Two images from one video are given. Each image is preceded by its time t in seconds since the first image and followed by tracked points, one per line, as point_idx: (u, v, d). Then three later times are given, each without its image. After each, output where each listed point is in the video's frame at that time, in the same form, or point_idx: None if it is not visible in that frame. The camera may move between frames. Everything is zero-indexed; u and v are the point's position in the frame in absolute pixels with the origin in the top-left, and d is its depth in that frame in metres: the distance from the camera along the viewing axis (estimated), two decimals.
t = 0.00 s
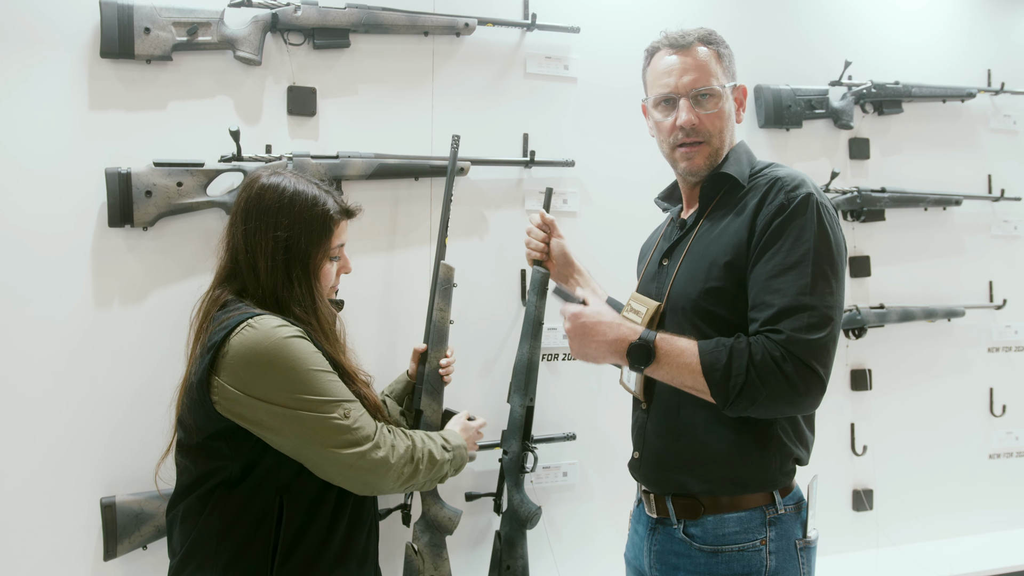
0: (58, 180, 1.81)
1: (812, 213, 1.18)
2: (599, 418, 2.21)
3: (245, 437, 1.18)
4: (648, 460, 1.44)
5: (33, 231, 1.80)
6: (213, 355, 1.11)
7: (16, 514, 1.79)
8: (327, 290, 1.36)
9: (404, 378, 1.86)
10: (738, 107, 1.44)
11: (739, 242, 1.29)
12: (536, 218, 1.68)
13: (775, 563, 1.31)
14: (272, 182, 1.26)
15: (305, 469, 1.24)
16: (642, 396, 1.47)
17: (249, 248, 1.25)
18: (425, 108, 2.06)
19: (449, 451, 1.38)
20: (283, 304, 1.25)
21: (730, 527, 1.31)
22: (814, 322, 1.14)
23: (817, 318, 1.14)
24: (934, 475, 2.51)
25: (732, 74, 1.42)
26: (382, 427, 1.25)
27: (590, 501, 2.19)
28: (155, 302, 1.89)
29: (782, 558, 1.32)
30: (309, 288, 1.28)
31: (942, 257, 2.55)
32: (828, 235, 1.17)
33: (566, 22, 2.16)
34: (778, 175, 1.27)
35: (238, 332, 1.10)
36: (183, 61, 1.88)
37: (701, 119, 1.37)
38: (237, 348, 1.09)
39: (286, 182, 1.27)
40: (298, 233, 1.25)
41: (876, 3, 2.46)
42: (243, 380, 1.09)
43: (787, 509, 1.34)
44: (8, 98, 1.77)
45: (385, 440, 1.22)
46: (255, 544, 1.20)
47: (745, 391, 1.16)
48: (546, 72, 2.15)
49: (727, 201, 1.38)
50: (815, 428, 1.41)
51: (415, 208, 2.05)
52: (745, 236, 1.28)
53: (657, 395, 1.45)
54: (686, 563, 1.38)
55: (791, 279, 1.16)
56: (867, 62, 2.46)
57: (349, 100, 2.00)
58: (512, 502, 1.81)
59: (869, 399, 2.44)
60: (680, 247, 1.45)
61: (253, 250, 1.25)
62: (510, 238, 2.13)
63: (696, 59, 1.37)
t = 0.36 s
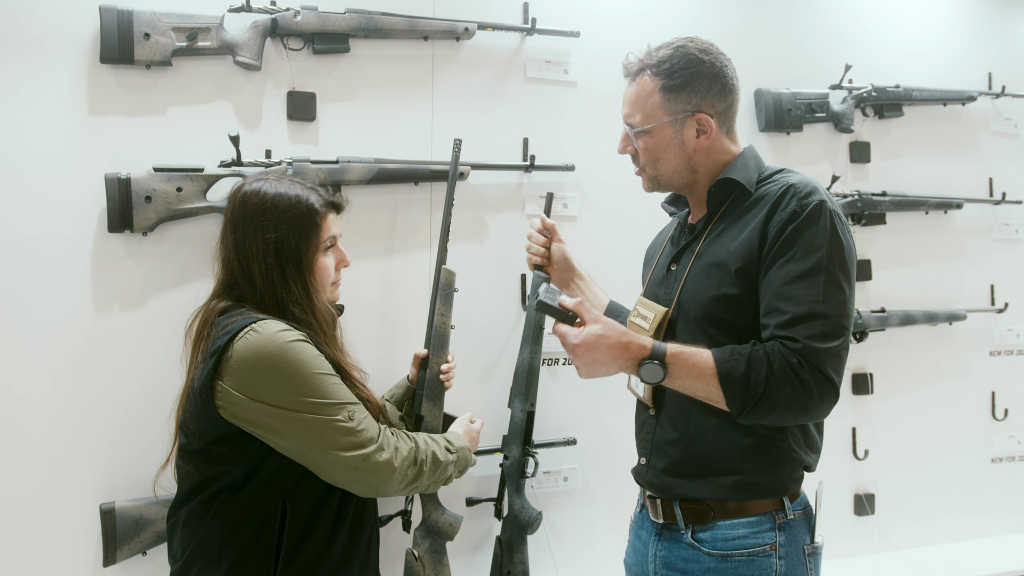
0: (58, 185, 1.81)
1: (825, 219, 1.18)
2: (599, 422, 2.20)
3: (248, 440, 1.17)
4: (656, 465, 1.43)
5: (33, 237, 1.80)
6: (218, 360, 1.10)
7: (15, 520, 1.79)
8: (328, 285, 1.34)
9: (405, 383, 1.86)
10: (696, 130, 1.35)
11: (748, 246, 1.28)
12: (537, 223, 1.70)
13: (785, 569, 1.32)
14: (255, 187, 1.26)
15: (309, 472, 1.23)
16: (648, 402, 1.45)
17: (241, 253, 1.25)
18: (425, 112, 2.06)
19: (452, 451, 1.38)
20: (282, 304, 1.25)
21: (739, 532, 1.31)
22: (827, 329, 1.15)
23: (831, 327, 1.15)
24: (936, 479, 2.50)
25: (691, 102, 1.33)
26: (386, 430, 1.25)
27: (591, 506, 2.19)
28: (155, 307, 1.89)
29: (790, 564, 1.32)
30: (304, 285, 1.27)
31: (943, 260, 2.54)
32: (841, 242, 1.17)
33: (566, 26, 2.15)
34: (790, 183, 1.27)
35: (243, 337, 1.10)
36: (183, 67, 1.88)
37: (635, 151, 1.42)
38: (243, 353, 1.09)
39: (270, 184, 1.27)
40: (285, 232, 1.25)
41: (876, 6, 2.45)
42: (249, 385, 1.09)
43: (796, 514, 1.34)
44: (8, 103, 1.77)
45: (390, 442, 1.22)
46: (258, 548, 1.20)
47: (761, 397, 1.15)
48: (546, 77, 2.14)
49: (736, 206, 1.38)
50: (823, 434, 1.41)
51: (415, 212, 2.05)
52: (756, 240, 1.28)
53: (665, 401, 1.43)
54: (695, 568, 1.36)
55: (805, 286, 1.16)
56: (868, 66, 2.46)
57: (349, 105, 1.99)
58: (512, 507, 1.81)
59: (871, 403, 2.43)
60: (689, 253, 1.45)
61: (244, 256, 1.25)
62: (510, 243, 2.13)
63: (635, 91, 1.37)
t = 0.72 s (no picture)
0: (56, 189, 1.81)
1: (821, 223, 1.18)
2: (598, 427, 2.20)
3: (246, 445, 1.17)
4: (659, 470, 1.42)
5: (31, 240, 1.80)
6: (217, 362, 1.10)
7: (13, 524, 1.78)
8: (320, 280, 1.34)
9: (401, 388, 1.85)
10: (727, 115, 1.36)
11: (746, 250, 1.28)
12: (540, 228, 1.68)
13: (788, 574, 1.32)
14: (242, 192, 1.27)
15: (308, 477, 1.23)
16: (651, 408, 1.45)
17: (230, 256, 1.26)
18: (424, 116, 2.06)
19: (447, 458, 1.37)
20: (275, 303, 1.25)
21: (741, 537, 1.31)
22: (816, 334, 1.14)
23: (821, 331, 1.14)
24: (935, 483, 2.50)
25: (718, 88, 1.34)
26: (383, 436, 1.25)
27: (590, 510, 2.18)
28: (154, 311, 1.89)
29: (794, 569, 1.33)
30: (292, 282, 1.27)
31: (942, 264, 2.54)
32: (836, 247, 1.17)
33: (565, 31, 2.16)
34: (788, 188, 1.27)
35: (242, 340, 1.10)
36: (182, 71, 1.88)
37: (674, 147, 1.35)
38: (242, 355, 1.09)
39: (253, 187, 1.28)
40: (270, 231, 1.25)
41: (875, 10, 2.46)
42: (247, 388, 1.09)
43: (799, 519, 1.34)
44: (7, 107, 1.77)
45: (386, 450, 1.21)
46: (254, 552, 1.19)
47: (747, 398, 1.15)
48: (545, 81, 2.14)
49: (735, 211, 1.37)
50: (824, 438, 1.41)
51: (413, 217, 2.05)
52: (754, 244, 1.28)
53: (667, 406, 1.43)
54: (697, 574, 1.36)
55: (797, 289, 1.16)
56: (867, 70, 2.46)
57: (347, 109, 2.00)
58: (512, 512, 1.81)
59: (869, 407, 2.43)
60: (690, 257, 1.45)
61: (234, 259, 1.25)
62: (509, 247, 2.13)
63: (664, 86, 1.33)
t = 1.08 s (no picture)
0: (54, 185, 1.81)
1: (816, 216, 1.19)
2: (597, 423, 2.20)
3: (245, 441, 1.17)
4: (662, 463, 1.40)
5: (28, 237, 1.80)
6: (216, 359, 1.10)
7: (12, 521, 1.78)
8: (314, 275, 1.33)
9: (401, 385, 1.85)
10: (721, 125, 1.35)
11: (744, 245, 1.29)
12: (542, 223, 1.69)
13: (790, 567, 1.34)
14: (236, 188, 1.28)
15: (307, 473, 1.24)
16: (654, 399, 1.44)
17: (224, 252, 1.26)
18: (422, 113, 2.06)
19: (447, 455, 1.37)
20: (269, 298, 1.26)
21: (745, 530, 1.32)
22: (788, 312, 1.14)
23: (793, 310, 1.14)
24: (933, 479, 2.50)
25: (708, 100, 1.32)
26: (383, 432, 1.25)
27: (588, 506, 2.19)
28: (153, 308, 1.89)
29: (796, 562, 1.34)
30: (284, 277, 1.28)
31: (940, 260, 2.55)
32: (827, 238, 1.17)
33: (563, 28, 2.16)
34: (792, 184, 1.28)
35: (241, 336, 1.11)
36: (180, 68, 1.88)
37: (667, 165, 1.37)
38: (240, 351, 1.09)
39: (247, 184, 1.28)
40: (263, 227, 1.26)
41: (873, 7, 2.46)
42: (246, 385, 1.09)
43: (801, 514, 1.36)
44: (4, 104, 1.77)
45: (386, 446, 1.22)
46: (253, 549, 1.19)
47: (699, 360, 1.16)
48: (543, 77, 2.14)
49: (742, 209, 1.37)
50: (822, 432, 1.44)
51: (411, 213, 2.06)
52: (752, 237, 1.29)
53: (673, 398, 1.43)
54: (700, 568, 1.36)
55: (778, 273, 1.16)
56: (865, 67, 2.46)
57: (345, 105, 2.00)
58: (511, 508, 1.81)
59: (867, 403, 2.43)
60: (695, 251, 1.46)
61: (227, 255, 1.26)
62: (507, 243, 2.13)
63: (654, 105, 1.33)
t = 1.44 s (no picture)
0: (58, 186, 1.82)
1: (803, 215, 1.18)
2: (600, 424, 2.20)
3: (252, 442, 1.18)
4: (659, 463, 1.42)
5: (33, 238, 1.80)
6: (223, 359, 1.11)
7: (17, 522, 1.79)
8: (315, 275, 1.34)
9: (404, 385, 1.86)
10: (720, 126, 1.35)
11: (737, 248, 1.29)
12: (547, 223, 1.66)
13: (784, 567, 1.34)
14: (240, 189, 1.28)
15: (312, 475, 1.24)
16: (653, 399, 1.46)
17: (228, 252, 1.27)
18: (425, 114, 2.07)
19: (448, 462, 1.37)
20: (270, 297, 1.26)
21: (739, 530, 1.33)
22: (768, 310, 1.13)
23: (774, 309, 1.12)
24: (935, 480, 2.50)
25: (709, 100, 1.33)
26: (387, 440, 1.25)
27: (591, 507, 2.19)
28: (157, 309, 1.89)
29: (791, 562, 1.34)
30: (285, 277, 1.28)
31: (942, 261, 2.54)
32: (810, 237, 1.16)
33: (565, 29, 2.16)
34: (782, 184, 1.28)
35: (248, 337, 1.11)
36: (184, 69, 1.89)
37: (663, 165, 1.38)
38: (248, 353, 1.10)
39: (250, 185, 1.29)
40: (266, 227, 1.26)
41: (875, 8, 2.46)
42: (250, 387, 1.09)
43: (797, 514, 1.35)
44: (10, 106, 1.78)
45: (389, 454, 1.22)
46: (261, 549, 1.20)
47: (679, 356, 1.15)
48: (545, 79, 2.15)
49: (739, 212, 1.38)
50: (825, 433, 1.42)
51: (414, 214, 2.06)
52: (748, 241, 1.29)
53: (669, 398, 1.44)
54: (696, 567, 1.37)
55: (761, 272, 1.16)
56: (867, 67, 2.46)
57: (348, 107, 2.00)
58: (515, 508, 1.82)
59: (870, 404, 2.43)
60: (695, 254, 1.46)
61: (231, 255, 1.26)
62: (510, 244, 2.13)
63: (653, 104, 1.34)
